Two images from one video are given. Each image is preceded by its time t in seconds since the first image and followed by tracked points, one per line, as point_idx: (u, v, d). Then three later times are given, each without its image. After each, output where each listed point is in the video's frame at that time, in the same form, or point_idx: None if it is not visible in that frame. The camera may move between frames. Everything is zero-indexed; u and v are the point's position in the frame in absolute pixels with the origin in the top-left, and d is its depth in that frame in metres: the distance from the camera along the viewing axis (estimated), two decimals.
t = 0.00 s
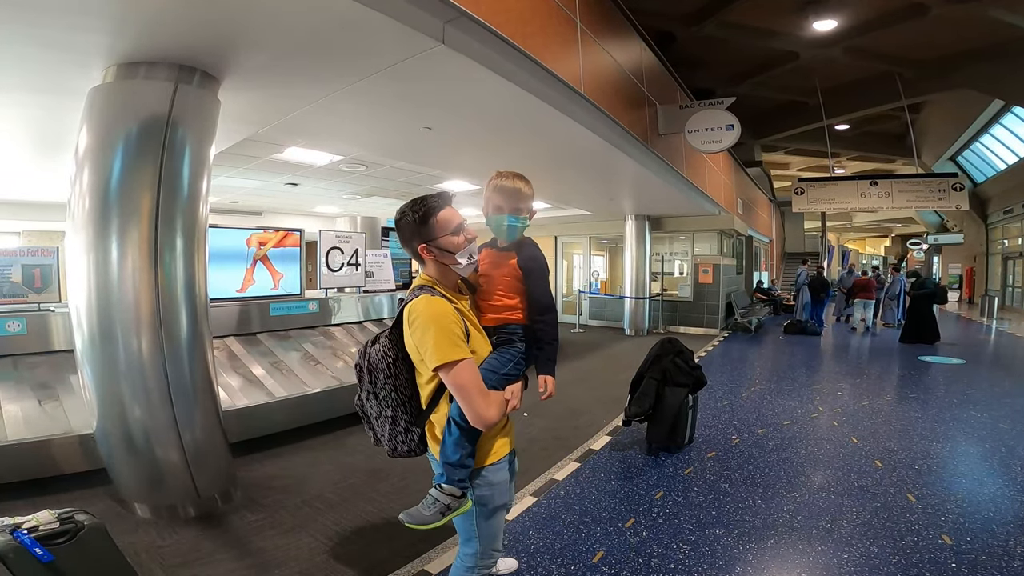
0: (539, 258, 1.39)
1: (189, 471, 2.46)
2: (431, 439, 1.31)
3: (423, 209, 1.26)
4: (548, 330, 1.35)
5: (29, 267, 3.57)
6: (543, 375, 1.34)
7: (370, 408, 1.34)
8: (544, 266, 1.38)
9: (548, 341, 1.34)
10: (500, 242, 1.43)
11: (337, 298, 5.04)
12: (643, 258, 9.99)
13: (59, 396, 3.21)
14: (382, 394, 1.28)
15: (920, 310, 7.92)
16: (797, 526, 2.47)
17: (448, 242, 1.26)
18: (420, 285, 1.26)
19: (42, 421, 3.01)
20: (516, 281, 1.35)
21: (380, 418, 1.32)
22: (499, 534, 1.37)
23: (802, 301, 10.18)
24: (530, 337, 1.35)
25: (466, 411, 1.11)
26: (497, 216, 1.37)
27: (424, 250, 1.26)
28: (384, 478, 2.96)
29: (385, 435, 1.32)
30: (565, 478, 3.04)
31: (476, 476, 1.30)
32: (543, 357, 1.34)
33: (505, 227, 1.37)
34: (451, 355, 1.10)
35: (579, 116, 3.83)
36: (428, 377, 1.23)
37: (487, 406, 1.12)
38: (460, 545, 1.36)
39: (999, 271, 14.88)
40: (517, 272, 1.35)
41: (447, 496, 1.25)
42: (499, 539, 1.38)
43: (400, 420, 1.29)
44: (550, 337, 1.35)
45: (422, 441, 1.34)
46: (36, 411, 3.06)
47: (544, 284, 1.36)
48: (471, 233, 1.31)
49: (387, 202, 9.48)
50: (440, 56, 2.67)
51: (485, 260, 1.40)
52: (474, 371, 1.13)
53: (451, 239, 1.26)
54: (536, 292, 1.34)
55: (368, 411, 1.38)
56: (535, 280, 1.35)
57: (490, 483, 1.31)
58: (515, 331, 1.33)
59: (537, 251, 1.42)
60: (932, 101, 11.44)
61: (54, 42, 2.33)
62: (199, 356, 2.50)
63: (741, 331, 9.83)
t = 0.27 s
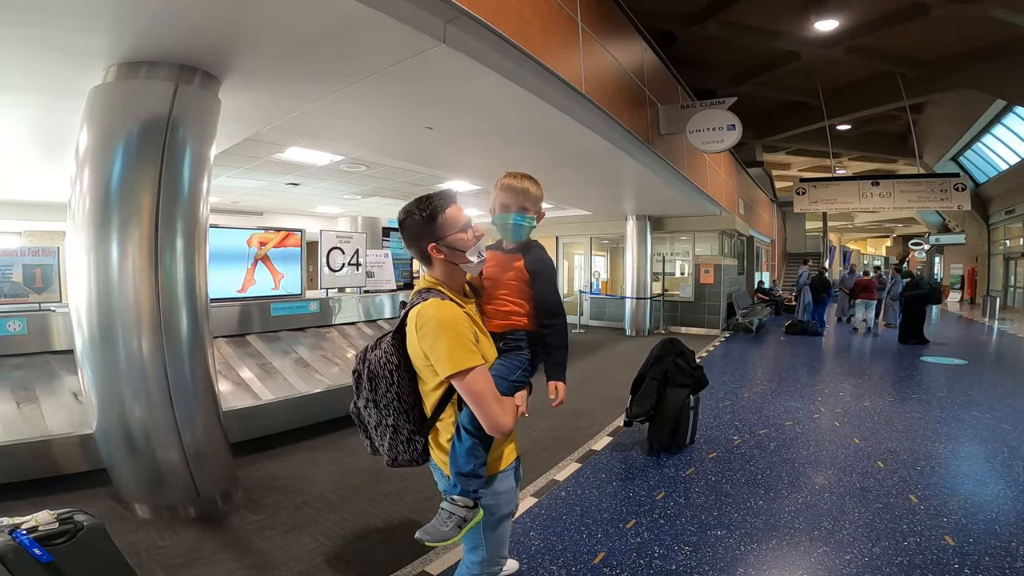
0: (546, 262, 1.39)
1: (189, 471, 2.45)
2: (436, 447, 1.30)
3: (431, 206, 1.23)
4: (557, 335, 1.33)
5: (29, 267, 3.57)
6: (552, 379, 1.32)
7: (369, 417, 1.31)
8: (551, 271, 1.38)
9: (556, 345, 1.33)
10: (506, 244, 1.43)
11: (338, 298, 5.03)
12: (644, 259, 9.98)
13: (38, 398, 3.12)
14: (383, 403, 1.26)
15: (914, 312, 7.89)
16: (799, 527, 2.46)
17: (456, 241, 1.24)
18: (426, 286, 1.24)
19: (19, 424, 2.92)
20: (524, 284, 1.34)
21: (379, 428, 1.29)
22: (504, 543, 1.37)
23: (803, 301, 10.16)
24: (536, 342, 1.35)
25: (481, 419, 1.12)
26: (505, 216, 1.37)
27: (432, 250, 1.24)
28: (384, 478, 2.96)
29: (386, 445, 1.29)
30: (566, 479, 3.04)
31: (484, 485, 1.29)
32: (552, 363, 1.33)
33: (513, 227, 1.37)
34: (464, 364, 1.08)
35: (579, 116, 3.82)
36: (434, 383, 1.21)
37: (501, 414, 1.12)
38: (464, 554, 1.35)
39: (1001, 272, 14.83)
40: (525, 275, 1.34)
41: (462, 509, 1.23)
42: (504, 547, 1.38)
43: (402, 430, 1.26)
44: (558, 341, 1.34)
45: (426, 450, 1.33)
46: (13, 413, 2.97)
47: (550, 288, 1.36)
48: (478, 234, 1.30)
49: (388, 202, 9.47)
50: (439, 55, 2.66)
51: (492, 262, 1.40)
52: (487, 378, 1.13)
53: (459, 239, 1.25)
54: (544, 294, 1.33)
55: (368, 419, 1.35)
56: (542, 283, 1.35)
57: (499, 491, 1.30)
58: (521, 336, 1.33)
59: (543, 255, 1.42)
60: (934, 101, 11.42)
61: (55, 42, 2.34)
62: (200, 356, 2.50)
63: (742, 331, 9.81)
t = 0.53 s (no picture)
0: (550, 261, 1.37)
1: (187, 472, 2.45)
2: (438, 448, 1.30)
3: (431, 203, 1.22)
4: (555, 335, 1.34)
5: (28, 267, 3.57)
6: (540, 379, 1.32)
7: (367, 421, 1.29)
8: (555, 270, 1.36)
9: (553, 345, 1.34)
10: (510, 243, 1.41)
11: (337, 298, 5.02)
12: (644, 259, 9.97)
13: (12, 400, 3.05)
14: (382, 406, 1.24)
15: (907, 312, 7.85)
16: (799, 529, 2.45)
17: (456, 239, 1.24)
18: (425, 285, 1.24)
19: None
20: (526, 284, 1.32)
21: (378, 431, 1.27)
22: (505, 545, 1.36)
23: (804, 301, 10.15)
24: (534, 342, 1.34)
25: (486, 420, 1.10)
26: (508, 215, 1.35)
27: (432, 248, 1.23)
28: (383, 479, 2.95)
29: (385, 449, 1.27)
30: (565, 480, 3.03)
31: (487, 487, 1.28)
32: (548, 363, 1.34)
33: (516, 225, 1.34)
34: (468, 364, 1.07)
35: (579, 116, 3.82)
36: (435, 384, 1.21)
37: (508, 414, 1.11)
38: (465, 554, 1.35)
39: (1002, 272, 14.82)
40: (529, 274, 1.32)
41: (464, 509, 1.27)
42: (505, 549, 1.37)
43: (402, 432, 1.24)
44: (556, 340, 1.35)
45: (427, 452, 1.31)
46: None
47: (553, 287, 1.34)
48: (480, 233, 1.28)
49: (388, 202, 9.46)
50: (438, 54, 2.65)
51: (495, 260, 1.38)
52: (491, 378, 1.12)
53: (459, 236, 1.24)
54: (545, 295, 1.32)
55: (365, 423, 1.33)
56: (545, 282, 1.32)
57: (502, 494, 1.30)
58: (522, 335, 1.33)
59: (547, 254, 1.40)
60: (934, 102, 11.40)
61: (53, 42, 2.33)
62: (197, 356, 2.49)
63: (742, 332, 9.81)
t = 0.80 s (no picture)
0: (551, 266, 1.34)
1: (184, 473, 2.43)
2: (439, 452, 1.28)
3: (431, 208, 1.22)
4: (548, 335, 1.30)
5: (25, 267, 3.55)
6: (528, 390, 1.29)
7: (369, 426, 1.28)
8: (556, 276, 1.33)
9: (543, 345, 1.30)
10: (510, 248, 1.40)
11: (336, 299, 5.00)
12: (644, 260, 9.96)
13: None
14: (383, 411, 1.23)
15: (902, 310, 7.85)
16: (799, 531, 2.44)
17: (455, 244, 1.23)
18: (421, 290, 1.23)
19: None
20: (526, 289, 1.29)
21: (380, 436, 1.26)
22: (504, 545, 1.35)
23: (803, 302, 10.14)
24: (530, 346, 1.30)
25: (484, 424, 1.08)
26: (506, 218, 1.35)
27: (430, 252, 1.22)
28: (382, 481, 2.93)
29: (389, 453, 1.26)
30: (565, 482, 3.01)
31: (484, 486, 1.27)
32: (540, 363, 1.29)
33: (516, 230, 1.33)
34: (462, 367, 1.07)
35: (579, 116, 3.81)
36: (434, 389, 1.20)
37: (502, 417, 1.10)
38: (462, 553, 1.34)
39: (1001, 273, 14.84)
40: (528, 279, 1.29)
41: (452, 508, 1.24)
42: (503, 549, 1.36)
43: (404, 436, 1.23)
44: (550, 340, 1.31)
45: (429, 455, 1.29)
46: None
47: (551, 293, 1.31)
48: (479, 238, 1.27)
49: (387, 202, 9.44)
50: (438, 55, 2.64)
51: (496, 265, 1.37)
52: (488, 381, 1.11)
53: (459, 242, 1.23)
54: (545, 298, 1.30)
55: (368, 428, 1.32)
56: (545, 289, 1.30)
57: (502, 492, 1.29)
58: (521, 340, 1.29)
59: (548, 259, 1.37)
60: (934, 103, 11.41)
61: (50, 41, 2.31)
62: (195, 357, 2.48)
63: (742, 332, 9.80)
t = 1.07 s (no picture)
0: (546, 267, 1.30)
1: (180, 475, 2.41)
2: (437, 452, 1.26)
3: (429, 209, 1.20)
4: (523, 327, 1.20)
5: (21, 266, 3.52)
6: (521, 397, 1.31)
7: (370, 423, 1.28)
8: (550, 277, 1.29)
9: (510, 336, 1.18)
10: (508, 249, 1.38)
11: (334, 299, 4.99)
12: (643, 260, 9.95)
13: None
14: (384, 408, 1.22)
15: (895, 314, 7.88)
16: (798, 534, 2.43)
17: (453, 246, 1.21)
18: (423, 290, 1.21)
19: None
20: (518, 289, 1.25)
21: (380, 433, 1.26)
22: (499, 543, 1.33)
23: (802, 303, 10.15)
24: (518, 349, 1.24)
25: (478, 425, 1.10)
26: (498, 221, 1.33)
27: (428, 254, 1.21)
28: (380, 482, 2.91)
29: (388, 449, 1.26)
30: (563, 484, 3.00)
31: (479, 486, 1.25)
32: (502, 351, 1.15)
33: (508, 231, 1.31)
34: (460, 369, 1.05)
35: (579, 116, 3.80)
36: (431, 390, 1.18)
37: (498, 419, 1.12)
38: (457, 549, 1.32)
39: (998, 274, 14.88)
40: (519, 280, 1.25)
41: (446, 507, 1.21)
42: (498, 547, 1.34)
43: (404, 433, 1.23)
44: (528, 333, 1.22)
45: (428, 453, 1.29)
46: None
47: (538, 290, 1.25)
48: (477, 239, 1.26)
49: (385, 202, 9.41)
50: (437, 54, 2.62)
51: (492, 266, 1.36)
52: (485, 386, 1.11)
53: (457, 244, 1.21)
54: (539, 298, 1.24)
55: (368, 424, 1.32)
56: (534, 287, 1.25)
57: (497, 492, 1.27)
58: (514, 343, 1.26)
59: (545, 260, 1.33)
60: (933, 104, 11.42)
61: (45, 40, 2.29)
62: (191, 358, 2.46)
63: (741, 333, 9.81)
